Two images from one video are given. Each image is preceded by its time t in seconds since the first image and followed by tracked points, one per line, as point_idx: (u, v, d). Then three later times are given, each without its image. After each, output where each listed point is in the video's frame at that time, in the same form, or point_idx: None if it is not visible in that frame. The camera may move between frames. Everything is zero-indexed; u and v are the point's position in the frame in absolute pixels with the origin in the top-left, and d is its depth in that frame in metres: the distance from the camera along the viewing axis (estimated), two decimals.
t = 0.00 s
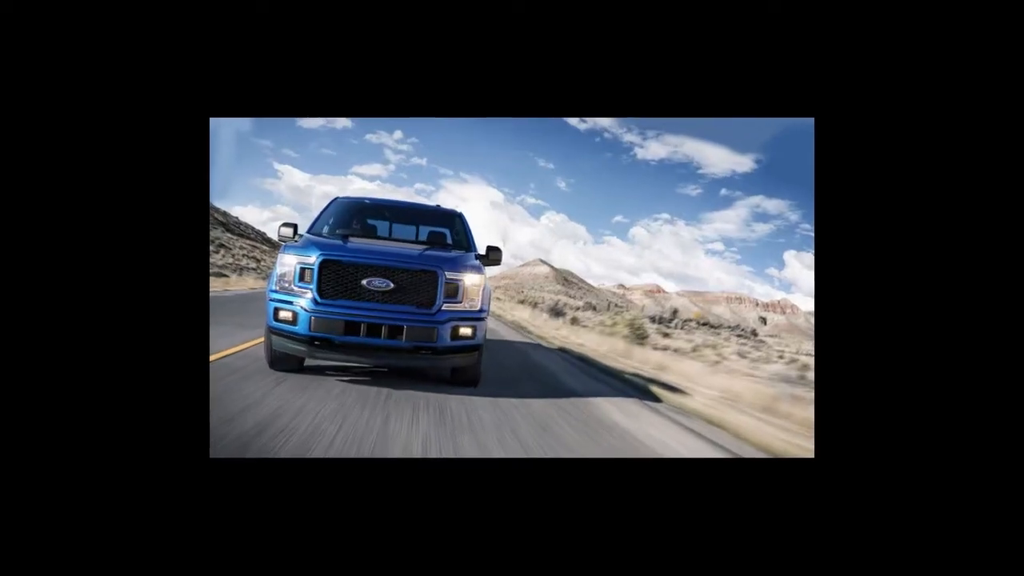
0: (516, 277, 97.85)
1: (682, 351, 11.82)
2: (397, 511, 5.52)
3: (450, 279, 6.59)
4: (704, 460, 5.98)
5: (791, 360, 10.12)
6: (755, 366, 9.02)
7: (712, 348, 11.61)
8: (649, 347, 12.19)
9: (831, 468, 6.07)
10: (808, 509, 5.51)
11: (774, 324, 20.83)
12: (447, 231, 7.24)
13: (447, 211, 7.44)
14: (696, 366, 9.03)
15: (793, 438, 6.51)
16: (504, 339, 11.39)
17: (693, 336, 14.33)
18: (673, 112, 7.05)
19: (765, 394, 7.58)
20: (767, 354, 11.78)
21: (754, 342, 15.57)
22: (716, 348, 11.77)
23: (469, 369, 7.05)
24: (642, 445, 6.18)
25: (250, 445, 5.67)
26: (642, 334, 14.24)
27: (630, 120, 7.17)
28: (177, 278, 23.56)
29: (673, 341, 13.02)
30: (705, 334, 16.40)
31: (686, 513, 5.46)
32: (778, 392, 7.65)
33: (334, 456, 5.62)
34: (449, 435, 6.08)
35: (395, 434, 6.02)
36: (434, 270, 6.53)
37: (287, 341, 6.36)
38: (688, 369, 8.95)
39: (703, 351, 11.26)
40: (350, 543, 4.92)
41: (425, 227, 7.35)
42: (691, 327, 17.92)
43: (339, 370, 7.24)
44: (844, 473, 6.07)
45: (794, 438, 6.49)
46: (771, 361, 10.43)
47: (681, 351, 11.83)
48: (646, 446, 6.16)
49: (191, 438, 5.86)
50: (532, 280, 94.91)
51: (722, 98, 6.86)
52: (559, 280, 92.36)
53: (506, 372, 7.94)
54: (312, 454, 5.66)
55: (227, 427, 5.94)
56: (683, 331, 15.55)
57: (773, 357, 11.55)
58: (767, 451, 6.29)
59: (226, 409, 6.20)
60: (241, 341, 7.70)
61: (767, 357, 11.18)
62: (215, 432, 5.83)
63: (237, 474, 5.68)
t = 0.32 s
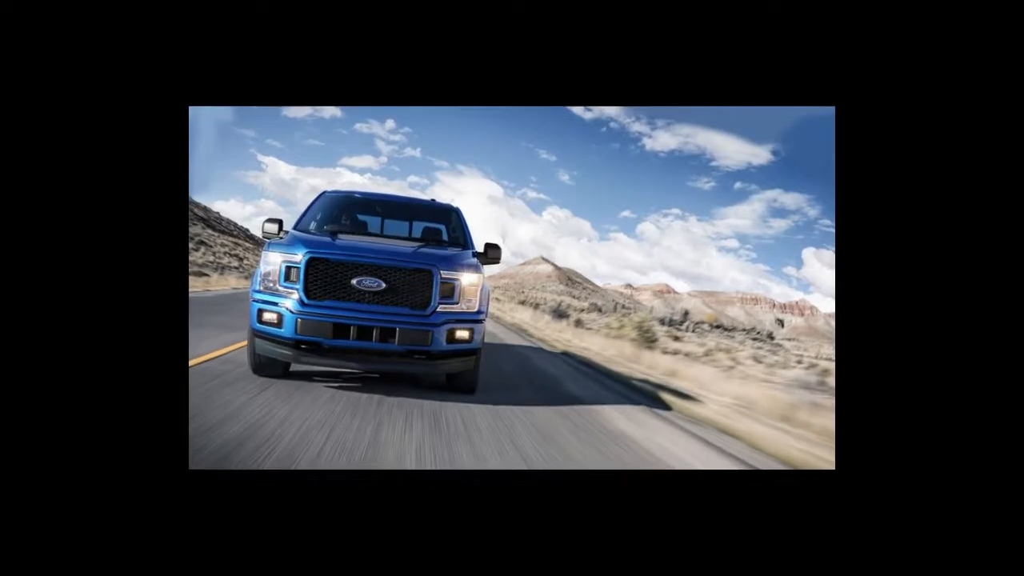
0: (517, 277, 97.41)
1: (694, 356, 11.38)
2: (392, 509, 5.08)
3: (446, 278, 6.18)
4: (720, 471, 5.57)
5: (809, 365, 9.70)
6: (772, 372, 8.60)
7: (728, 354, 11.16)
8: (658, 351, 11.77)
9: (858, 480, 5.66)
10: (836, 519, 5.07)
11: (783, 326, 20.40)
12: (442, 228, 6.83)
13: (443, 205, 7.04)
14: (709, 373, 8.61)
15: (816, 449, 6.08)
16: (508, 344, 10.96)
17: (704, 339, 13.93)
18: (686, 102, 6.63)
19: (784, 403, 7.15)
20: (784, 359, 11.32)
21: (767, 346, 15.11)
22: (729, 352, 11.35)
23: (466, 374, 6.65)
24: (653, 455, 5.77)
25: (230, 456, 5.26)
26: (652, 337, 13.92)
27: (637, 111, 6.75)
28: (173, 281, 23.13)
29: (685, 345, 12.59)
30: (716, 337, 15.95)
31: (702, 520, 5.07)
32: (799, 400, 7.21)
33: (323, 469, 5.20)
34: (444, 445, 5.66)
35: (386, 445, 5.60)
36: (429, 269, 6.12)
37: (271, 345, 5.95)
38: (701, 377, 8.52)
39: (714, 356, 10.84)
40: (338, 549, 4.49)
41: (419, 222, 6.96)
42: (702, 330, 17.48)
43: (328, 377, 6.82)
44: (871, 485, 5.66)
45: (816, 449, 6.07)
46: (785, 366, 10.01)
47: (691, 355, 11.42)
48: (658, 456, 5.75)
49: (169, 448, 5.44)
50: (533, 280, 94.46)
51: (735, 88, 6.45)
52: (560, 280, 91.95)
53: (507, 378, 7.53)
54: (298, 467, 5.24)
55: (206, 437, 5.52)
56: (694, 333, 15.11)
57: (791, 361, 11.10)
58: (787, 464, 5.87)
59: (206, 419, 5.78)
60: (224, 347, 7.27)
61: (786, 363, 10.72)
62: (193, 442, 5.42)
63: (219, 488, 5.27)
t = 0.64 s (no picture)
0: (519, 278, 97.08)
1: (706, 361, 10.99)
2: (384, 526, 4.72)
3: (442, 277, 5.83)
4: (734, 483, 5.22)
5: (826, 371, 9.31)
6: (788, 379, 8.21)
7: (743, 359, 10.76)
8: (668, 355, 11.39)
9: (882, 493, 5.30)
10: (862, 536, 4.70)
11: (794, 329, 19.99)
12: (438, 224, 6.48)
13: (439, 200, 6.69)
14: (721, 380, 8.24)
15: (835, 459, 5.73)
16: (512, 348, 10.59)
17: (716, 343, 13.54)
18: (696, 92, 6.28)
19: (800, 410, 6.79)
20: (800, 364, 10.92)
21: (783, 349, 14.72)
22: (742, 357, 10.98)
23: (464, 380, 6.29)
24: (663, 466, 5.42)
25: (212, 468, 4.91)
26: (661, 340, 13.55)
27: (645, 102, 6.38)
28: (174, 283, 22.87)
29: (696, 350, 12.20)
30: (728, 340, 15.57)
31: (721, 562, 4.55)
32: (815, 407, 6.85)
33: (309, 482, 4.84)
34: (440, 456, 5.31)
35: (378, 456, 5.25)
36: (424, 268, 5.76)
37: (256, 349, 5.60)
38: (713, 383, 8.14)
39: (726, 361, 10.46)
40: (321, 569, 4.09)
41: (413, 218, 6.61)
42: (714, 333, 17.14)
43: (317, 383, 6.47)
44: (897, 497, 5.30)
45: (835, 458, 5.72)
46: (803, 371, 9.63)
47: (702, 360, 11.05)
48: (668, 467, 5.40)
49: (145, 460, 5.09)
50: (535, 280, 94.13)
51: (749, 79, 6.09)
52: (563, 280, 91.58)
53: (507, 383, 7.17)
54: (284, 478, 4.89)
55: (186, 447, 5.17)
56: (706, 336, 14.70)
57: (807, 367, 10.70)
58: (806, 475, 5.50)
59: (187, 427, 5.43)
60: (205, 352, 6.92)
61: (803, 368, 10.32)
62: (172, 452, 5.07)
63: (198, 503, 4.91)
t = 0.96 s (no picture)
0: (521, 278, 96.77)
1: (718, 366, 10.64)
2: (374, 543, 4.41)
3: (437, 277, 5.51)
4: (749, 496, 4.89)
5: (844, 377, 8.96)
6: (804, 385, 7.89)
7: (757, 365, 10.40)
8: (677, 359, 11.04)
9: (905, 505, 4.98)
10: (884, 554, 4.38)
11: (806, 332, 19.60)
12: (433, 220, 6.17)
13: (436, 195, 6.38)
14: (734, 387, 7.91)
15: (854, 470, 5.41)
16: (516, 352, 10.25)
17: (728, 346, 13.19)
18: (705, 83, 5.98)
19: (816, 417, 6.48)
20: (817, 369, 10.58)
21: (796, 353, 14.37)
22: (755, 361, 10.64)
23: (462, 385, 5.98)
24: (673, 477, 5.10)
25: (194, 478, 4.60)
26: (671, 344, 13.22)
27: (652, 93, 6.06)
28: (189, 285, 22.97)
29: (707, 354, 11.84)
30: (740, 343, 15.22)
31: None
32: (831, 414, 6.54)
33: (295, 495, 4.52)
34: (436, 466, 5.00)
35: (370, 466, 4.94)
36: (419, 267, 5.45)
37: (240, 353, 5.29)
38: (725, 392, 7.81)
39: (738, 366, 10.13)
40: None
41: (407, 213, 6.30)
42: (725, 335, 16.80)
43: (305, 389, 6.14)
44: (922, 510, 4.98)
45: (854, 469, 5.40)
46: (820, 377, 9.30)
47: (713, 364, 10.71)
48: (677, 478, 5.08)
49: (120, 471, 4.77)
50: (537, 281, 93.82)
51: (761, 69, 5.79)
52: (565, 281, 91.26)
53: (508, 390, 6.85)
54: (270, 490, 4.58)
55: (167, 456, 4.86)
56: (718, 340, 14.35)
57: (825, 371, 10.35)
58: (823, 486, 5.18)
59: (168, 435, 5.11)
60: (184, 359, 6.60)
61: (819, 373, 9.95)
62: (152, 461, 4.77)
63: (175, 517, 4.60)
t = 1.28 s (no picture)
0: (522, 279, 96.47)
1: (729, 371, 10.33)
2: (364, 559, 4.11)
3: (434, 276, 5.22)
4: (764, 509, 4.60)
5: (863, 384, 8.64)
6: (820, 392, 7.60)
7: (770, 370, 10.08)
8: (686, 363, 10.75)
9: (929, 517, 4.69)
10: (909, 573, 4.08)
11: (817, 335, 19.27)
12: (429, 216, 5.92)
13: (431, 189, 6.12)
14: (745, 394, 7.62)
15: (874, 480, 5.13)
16: (519, 356, 9.96)
17: (739, 350, 12.88)
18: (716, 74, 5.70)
19: (832, 424, 6.19)
20: (835, 374, 10.27)
21: (811, 357, 14.05)
22: (770, 367, 10.35)
23: (459, 391, 5.70)
24: (681, 487, 4.81)
25: (174, 490, 4.32)
26: (681, 347, 12.92)
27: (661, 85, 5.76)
28: (189, 287, 22.75)
29: (718, 358, 11.53)
30: (753, 346, 14.91)
31: None
32: (848, 421, 6.25)
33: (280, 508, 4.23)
34: (431, 476, 4.71)
35: (362, 477, 4.65)
36: (414, 266, 5.17)
37: (225, 357, 5.01)
38: (737, 398, 7.52)
39: (753, 372, 9.83)
40: None
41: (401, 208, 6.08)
42: (737, 338, 16.51)
43: (293, 395, 5.85)
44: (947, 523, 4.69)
45: (873, 479, 5.12)
46: (840, 384, 8.98)
47: (725, 369, 10.41)
48: (686, 488, 4.80)
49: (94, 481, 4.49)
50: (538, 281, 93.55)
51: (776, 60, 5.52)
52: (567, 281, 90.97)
53: (509, 396, 6.56)
54: (256, 501, 4.29)
55: (146, 467, 4.58)
56: (729, 344, 14.04)
57: (843, 377, 10.04)
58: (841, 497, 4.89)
59: (148, 443, 4.83)
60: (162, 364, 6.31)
61: (836, 379, 9.64)
62: (131, 471, 4.48)
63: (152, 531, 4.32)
